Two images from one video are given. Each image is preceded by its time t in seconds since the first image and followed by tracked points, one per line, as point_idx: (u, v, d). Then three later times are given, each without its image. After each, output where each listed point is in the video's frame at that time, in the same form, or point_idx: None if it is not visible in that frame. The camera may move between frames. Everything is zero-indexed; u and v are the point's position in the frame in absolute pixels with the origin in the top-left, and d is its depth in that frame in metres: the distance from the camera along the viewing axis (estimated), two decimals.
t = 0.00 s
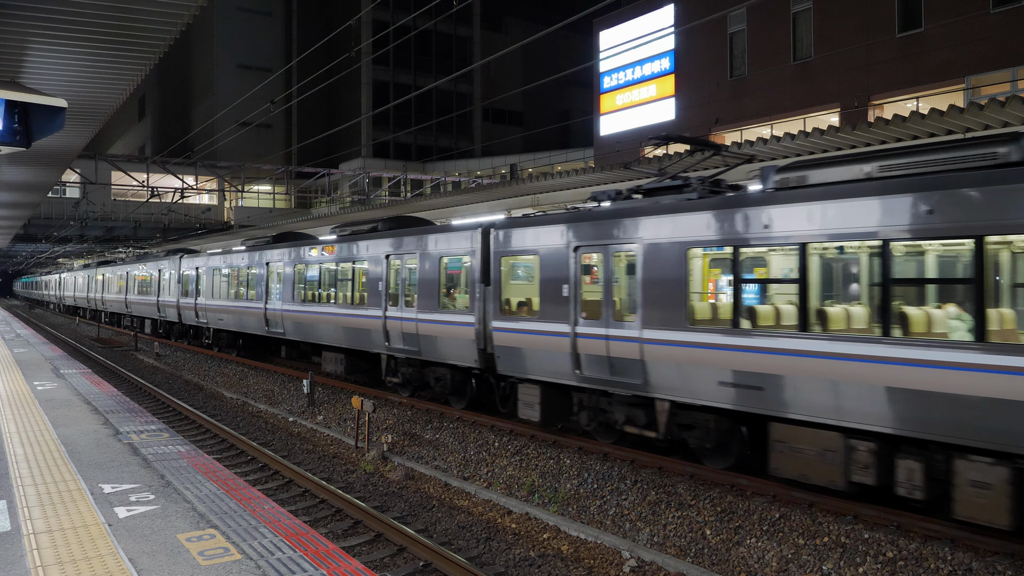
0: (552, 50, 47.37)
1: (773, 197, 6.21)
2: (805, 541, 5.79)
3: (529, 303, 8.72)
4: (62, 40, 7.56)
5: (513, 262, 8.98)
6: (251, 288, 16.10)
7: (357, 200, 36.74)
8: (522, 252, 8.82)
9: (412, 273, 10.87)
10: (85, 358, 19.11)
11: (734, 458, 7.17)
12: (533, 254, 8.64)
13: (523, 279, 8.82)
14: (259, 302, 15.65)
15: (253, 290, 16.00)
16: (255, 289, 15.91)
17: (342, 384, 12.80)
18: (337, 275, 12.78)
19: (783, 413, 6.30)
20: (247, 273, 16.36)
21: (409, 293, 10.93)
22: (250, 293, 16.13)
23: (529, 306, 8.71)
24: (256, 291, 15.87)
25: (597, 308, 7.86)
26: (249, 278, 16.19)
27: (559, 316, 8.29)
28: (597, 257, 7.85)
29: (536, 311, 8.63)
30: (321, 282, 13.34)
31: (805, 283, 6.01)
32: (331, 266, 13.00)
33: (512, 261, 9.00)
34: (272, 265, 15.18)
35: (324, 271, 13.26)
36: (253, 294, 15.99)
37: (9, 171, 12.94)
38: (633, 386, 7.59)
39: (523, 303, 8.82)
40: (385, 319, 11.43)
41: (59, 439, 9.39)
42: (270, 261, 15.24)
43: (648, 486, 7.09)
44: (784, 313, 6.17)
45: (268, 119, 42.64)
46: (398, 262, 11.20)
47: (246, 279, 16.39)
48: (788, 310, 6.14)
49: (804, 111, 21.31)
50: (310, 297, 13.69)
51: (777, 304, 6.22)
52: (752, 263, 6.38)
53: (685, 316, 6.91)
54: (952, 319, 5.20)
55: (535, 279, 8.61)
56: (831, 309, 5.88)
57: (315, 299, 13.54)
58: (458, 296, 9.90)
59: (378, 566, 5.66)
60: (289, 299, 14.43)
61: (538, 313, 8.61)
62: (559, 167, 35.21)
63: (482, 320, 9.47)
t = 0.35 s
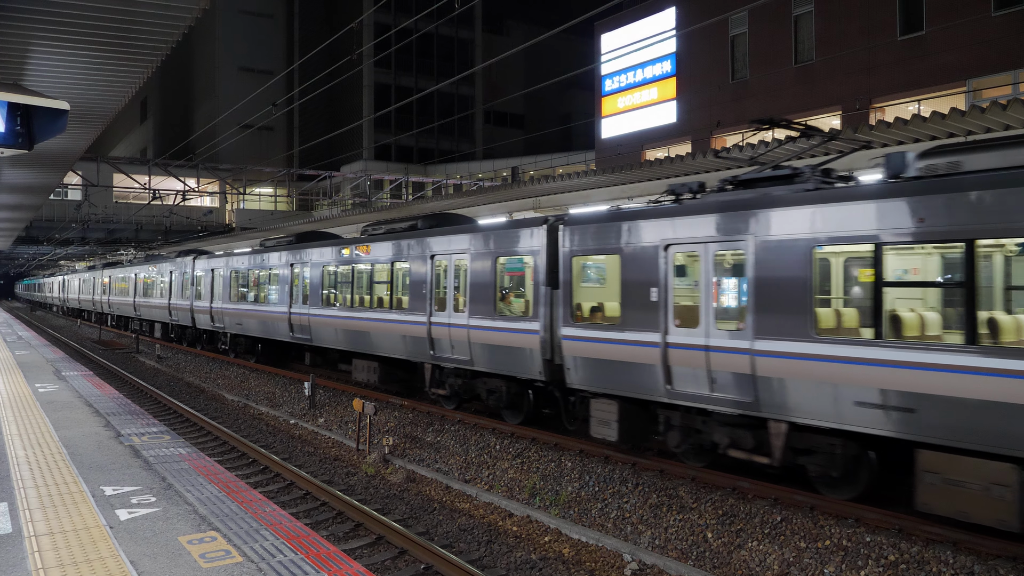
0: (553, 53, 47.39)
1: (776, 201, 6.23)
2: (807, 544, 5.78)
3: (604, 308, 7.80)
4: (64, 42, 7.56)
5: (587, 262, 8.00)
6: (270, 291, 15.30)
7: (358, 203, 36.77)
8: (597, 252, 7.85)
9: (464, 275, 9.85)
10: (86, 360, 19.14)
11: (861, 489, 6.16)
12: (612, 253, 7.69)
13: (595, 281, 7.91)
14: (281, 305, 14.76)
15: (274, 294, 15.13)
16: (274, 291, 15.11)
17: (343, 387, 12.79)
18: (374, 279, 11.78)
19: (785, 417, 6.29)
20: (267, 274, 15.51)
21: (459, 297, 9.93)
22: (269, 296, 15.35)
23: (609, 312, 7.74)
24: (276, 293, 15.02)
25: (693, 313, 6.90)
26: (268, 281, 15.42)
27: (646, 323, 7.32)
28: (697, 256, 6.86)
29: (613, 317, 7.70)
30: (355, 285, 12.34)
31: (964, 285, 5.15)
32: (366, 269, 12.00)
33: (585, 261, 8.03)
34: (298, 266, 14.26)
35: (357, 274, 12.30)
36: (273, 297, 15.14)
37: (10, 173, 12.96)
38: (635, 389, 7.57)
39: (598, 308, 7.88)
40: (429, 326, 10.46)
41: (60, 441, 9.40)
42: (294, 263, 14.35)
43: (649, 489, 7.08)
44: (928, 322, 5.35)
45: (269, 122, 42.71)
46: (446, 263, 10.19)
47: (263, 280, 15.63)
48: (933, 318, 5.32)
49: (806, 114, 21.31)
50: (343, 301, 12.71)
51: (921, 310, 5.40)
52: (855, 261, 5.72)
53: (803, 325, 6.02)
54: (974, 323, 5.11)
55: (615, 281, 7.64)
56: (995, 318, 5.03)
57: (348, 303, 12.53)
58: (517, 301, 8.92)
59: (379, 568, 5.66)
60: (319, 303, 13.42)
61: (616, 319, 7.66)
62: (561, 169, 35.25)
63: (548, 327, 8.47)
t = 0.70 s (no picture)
0: (554, 54, 47.40)
1: (776, 203, 6.25)
2: (807, 546, 5.77)
3: (694, 313, 6.87)
4: (64, 42, 7.56)
5: (676, 261, 7.04)
6: (289, 292, 14.52)
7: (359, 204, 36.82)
8: (689, 250, 6.91)
9: (522, 275, 8.88)
10: (86, 360, 19.19)
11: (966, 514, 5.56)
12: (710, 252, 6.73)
13: (680, 283, 7.00)
14: (302, 305, 13.92)
15: (294, 296, 14.31)
16: (293, 292, 14.39)
17: (343, 387, 12.81)
18: (412, 280, 10.85)
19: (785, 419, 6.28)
20: (286, 276, 14.68)
21: (517, 300, 8.96)
22: (287, 297, 14.62)
23: (701, 317, 6.79)
24: (297, 294, 14.22)
25: (813, 318, 5.95)
26: (285, 282, 14.69)
27: (753, 329, 6.35)
28: (818, 253, 5.92)
29: (704, 323, 6.77)
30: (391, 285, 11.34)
31: None
32: (403, 269, 11.04)
33: (673, 259, 7.06)
34: (323, 265, 13.40)
35: (392, 273, 11.35)
36: (292, 298, 14.35)
37: (11, 173, 12.99)
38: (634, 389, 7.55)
39: (685, 314, 6.95)
40: (479, 331, 9.50)
41: (60, 441, 9.41)
42: (319, 263, 13.51)
43: (650, 491, 7.08)
44: None
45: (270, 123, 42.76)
46: (501, 263, 9.22)
47: (280, 280, 14.93)
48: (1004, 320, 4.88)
49: (807, 116, 21.31)
50: (375, 303, 11.75)
51: None
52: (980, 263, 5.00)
53: (958, 335, 5.07)
54: None
55: (710, 282, 6.71)
56: None
57: (383, 305, 11.55)
58: (590, 304, 7.97)
59: (379, 569, 5.66)
60: (351, 305, 12.39)
61: (710, 326, 6.72)
62: (562, 171, 35.26)
63: (626, 334, 7.52)
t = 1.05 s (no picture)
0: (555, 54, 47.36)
1: (779, 203, 6.29)
2: (807, 547, 5.77)
3: (807, 319, 6.08)
4: (64, 42, 7.58)
5: (779, 260, 6.26)
6: (310, 296, 13.76)
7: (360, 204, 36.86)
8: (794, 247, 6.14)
9: (591, 275, 8.04)
10: (86, 360, 19.21)
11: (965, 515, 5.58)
12: (833, 247, 5.89)
13: (788, 284, 6.21)
14: (325, 307, 13.14)
15: (316, 299, 13.53)
16: (316, 295, 13.56)
17: (344, 388, 12.82)
18: (455, 281, 10.04)
19: (786, 420, 6.35)
20: (309, 276, 13.84)
21: (586, 303, 8.11)
22: (307, 301, 13.89)
23: (816, 323, 6.01)
24: (319, 297, 13.43)
25: (959, 323, 5.20)
26: (306, 284, 13.90)
27: (886, 338, 5.54)
28: (970, 251, 5.14)
29: (821, 331, 5.99)
30: (430, 287, 10.53)
31: None
32: (445, 269, 10.23)
33: (776, 257, 6.27)
34: (350, 264, 12.55)
35: (431, 275, 10.52)
36: (314, 301, 13.58)
37: (12, 173, 13.00)
38: (639, 389, 7.63)
39: (797, 319, 6.14)
40: (540, 336, 8.69)
41: (60, 441, 9.41)
42: (345, 262, 12.65)
43: (650, 491, 7.08)
44: None
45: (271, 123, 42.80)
46: (564, 262, 8.38)
47: (303, 281, 14.06)
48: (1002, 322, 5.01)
49: (807, 117, 21.32)
50: (411, 306, 10.95)
51: None
52: None
53: None
54: None
55: (825, 284, 5.95)
56: None
57: (421, 307, 10.71)
58: (674, 309, 7.14)
59: (379, 569, 5.66)
60: (384, 308, 11.54)
61: (827, 335, 5.94)
62: (563, 172, 35.28)
63: (723, 342, 6.68)
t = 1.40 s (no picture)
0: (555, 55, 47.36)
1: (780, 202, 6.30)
2: (807, 548, 5.77)
3: (943, 327, 5.29)
4: (64, 42, 7.58)
5: (904, 257, 5.49)
6: (334, 297, 12.99)
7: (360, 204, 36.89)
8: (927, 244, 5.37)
9: (672, 275, 7.16)
10: (86, 360, 19.21)
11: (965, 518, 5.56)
12: (983, 244, 5.10)
13: (921, 286, 5.41)
14: (354, 308, 12.34)
15: (342, 301, 12.72)
16: (342, 296, 12.74)
17: (344, 388, 12.82)
18: (508, 282, 9.18)
19: (787, 419, 6.33)
20: (334, 277, 13.01)
21: (666, 305, 7.22)
22: (329, 302, 13.12)
23: (957, 330, 5.22)
24: (344, 298, 12.66)
25: None
26: (332, 285, 13.08)
27: None
28: None
29: (963, 341, 5.19)
30: (478, 288, 9.66)
31: None
32: (497, 268, 9.35)
33: (901, 254, 5.50)
34: (382, 263, 11.71)
35: (479, 275, 9.64)
36: (340, 303, 12.77)
37: (13, 173, 13.00)
38: (637, 389, 7.62)
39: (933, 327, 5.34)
40: (608, 343, 7.82)
41: (61, 441, 9.41)
42: (376, 261, 11.82)
43: (650, 492, 7.08)
44: None
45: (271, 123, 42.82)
46: (639, 259, 7.50)
47: (326, 282, 13.25)
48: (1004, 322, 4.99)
49: (808, 117, 21.33)
50: (454, 308, 10.08)
51: None
52: None
53: None
54: None
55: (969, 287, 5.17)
56: None
57: (466, 310, 9.85)
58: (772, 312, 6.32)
59: (379, 570, 5.65)
60: (423, 309, 10.67)
61: (970, 344, 5.15)
62: (563, 172, 35.27)
63: (841, 350, 5.82)
